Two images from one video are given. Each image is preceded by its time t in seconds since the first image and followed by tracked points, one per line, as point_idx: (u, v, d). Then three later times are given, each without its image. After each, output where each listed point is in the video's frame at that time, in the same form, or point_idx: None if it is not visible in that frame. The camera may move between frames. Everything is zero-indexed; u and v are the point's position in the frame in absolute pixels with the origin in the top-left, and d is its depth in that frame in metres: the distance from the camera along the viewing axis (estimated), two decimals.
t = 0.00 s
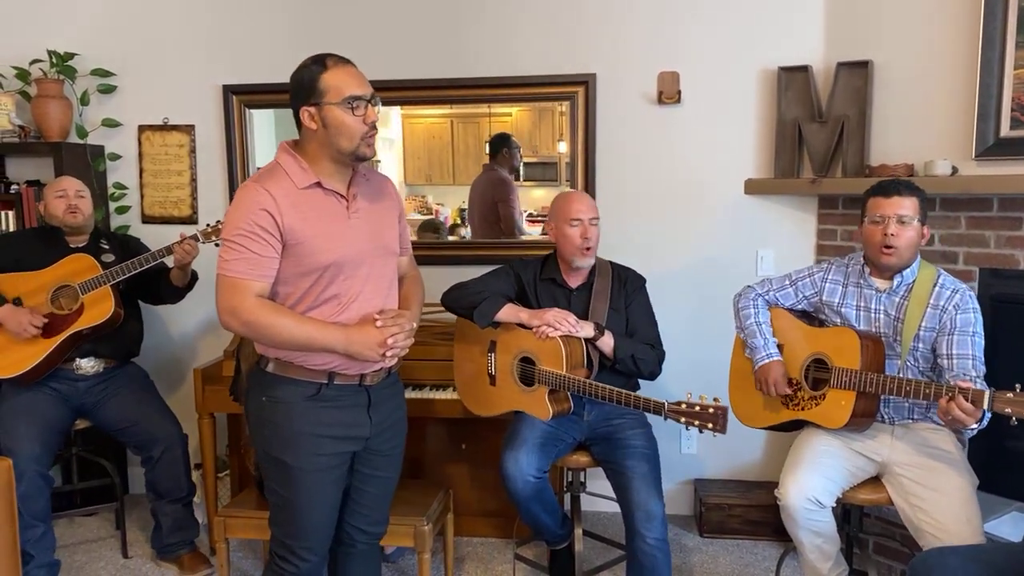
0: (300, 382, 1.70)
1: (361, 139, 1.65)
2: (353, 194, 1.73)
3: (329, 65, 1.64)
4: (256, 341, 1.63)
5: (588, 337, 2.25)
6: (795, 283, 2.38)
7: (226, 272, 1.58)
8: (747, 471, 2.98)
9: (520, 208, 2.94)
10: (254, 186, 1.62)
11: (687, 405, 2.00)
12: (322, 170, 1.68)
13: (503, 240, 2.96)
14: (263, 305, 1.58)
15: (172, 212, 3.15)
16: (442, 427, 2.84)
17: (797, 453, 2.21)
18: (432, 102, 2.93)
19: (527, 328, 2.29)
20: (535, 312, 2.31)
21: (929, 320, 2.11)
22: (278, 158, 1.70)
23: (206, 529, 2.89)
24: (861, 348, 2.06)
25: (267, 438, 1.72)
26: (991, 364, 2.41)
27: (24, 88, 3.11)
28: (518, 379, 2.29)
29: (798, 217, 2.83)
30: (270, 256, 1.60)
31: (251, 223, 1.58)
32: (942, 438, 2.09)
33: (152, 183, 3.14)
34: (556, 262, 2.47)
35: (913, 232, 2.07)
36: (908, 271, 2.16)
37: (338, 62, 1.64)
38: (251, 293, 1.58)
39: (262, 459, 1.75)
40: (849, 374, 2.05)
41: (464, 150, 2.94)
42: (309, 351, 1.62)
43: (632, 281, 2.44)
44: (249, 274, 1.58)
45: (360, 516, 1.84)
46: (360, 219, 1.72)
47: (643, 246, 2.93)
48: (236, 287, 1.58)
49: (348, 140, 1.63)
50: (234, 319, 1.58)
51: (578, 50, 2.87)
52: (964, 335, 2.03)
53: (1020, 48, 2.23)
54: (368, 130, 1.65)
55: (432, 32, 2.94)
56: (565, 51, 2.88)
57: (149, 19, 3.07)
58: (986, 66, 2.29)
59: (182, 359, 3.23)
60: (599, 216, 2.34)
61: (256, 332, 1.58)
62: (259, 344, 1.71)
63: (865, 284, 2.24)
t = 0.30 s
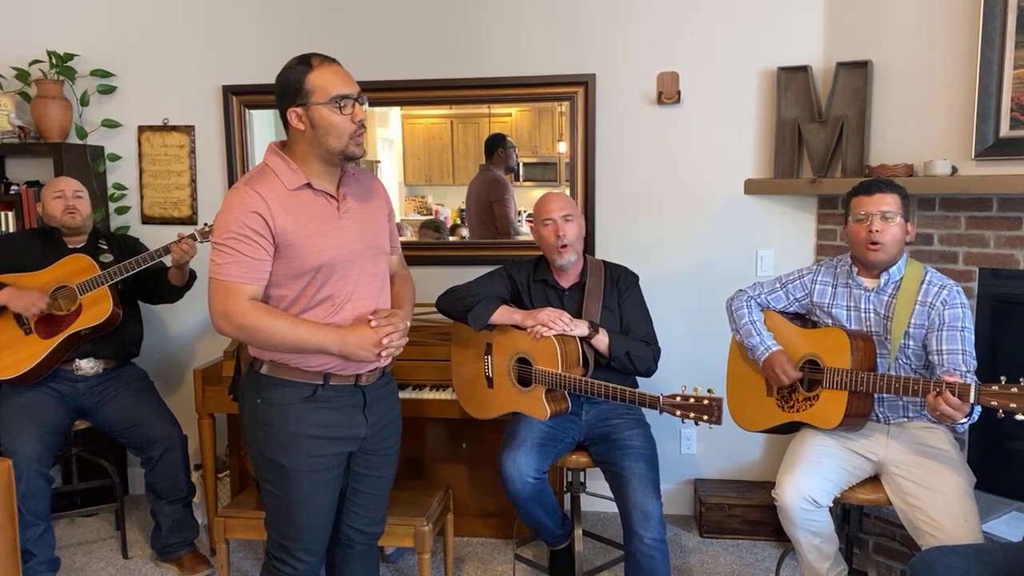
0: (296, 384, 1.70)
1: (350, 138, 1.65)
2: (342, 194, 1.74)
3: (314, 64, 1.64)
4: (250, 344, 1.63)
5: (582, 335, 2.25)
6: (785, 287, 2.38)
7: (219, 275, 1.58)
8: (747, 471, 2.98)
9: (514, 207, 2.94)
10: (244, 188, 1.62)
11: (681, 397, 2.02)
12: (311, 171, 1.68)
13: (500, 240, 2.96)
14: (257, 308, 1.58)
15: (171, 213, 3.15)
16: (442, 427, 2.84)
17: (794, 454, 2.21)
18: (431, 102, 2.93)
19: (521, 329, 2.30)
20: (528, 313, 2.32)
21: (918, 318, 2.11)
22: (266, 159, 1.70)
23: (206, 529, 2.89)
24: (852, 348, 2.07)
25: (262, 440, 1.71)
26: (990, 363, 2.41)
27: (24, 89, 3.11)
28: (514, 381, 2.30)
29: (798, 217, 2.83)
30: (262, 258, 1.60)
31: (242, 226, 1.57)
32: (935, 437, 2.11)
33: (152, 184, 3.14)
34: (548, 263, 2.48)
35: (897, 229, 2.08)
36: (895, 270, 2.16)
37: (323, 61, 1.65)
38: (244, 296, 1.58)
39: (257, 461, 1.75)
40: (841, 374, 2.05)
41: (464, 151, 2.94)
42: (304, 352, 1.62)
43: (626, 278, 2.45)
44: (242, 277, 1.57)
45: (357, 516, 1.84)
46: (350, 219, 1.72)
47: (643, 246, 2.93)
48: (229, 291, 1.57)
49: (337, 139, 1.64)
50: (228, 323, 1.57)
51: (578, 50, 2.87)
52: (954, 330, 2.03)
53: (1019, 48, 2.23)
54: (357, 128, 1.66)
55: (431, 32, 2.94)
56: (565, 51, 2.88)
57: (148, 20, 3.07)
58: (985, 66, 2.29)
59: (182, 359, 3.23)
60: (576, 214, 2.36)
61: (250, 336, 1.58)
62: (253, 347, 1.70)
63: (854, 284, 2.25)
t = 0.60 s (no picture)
0: (292, 385, 1.70)
1: (342, 136, 1.65)
2: (335, 194, 1.74)
3: (304, 63, 1.64)
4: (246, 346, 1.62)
5: (580, 334, 2.25)
6: (778, 289, 2.39)
7: (214, 277, 1.58)
8: (747, 472, 2.98)
9: (510, 207, 2.94)
10: (236, 189, 1.61)
11: (676, 393, 2.02)
12: (304, 172, 1.68)
13: (496, 241, 2.96)
14: (253, 309, 1.57)
15: (171, 213, 3.15)
16: (442, 428, 2.84)
17: (791, 455, 2.21)
18: (431, 103, 2.93)
19: (517, 330, 2.31)
20: (524, 314, 2.33)
21: (909, 317, 2.11)
22: (257, 160, 1.69)
23: (206, 530, 2.89)
24: (845, 349, 2.06)
25: (259, 441, 1.71)
26: (990, 363, 2.41)
27: (24, 89, 3.11)
28: (512, 382, 2.31)
29: (798, 218, 2.83)
30: (257, 259, 1.59)
31: (236, 227, 1.57)
32: (931, 434, 2.10)
33: (152, 184, 3.14)
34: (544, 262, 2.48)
35: (885, 229, 2.09)
36: (884, 270, 2.16)
37: (312, 60, 1.65)
38: (239, 298, 1.57)
39: (253, 463, 1.75)
40: (834, 375, 2.05)
41: (464, 152, 2.94)
42: (301, 353, 1.62)
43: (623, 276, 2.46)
44: (237, 278, 1.57)
45: (354, 515, 1.84)
46: (343, 219, 1.73)
47: (643, 247, 2.93)
48: (224, 293, 1.57)
49: (329, 138, 1.64)
50: (224, 326, 1.57)
51: (578, 51, 2.87)
52: (945, 329, 2.03)
53: (1019, 49, 2.23)
54: (348, 126, 1.66)
55: (431, 33, 2.94)
56: (565, 52, 2.88)
57: (148, 21, 3.07)
58: (985, 67, 2.29)
59: (182, 360, 3.23)
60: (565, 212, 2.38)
61: (246, 337, 1.57)
62: (248, 348, 1.70)
63: (844, 286, 2.24)
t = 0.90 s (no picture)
0: (285, 383, 1.70)
1: (336, 133, 1.65)
2: (328, 193, 1.74)
3: (298, 61, 1.64)
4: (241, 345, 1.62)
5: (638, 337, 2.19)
6: (774, 288, 2.38)
7: (208, 276, 1.57)
8: (747, 470, 2.98)
9: (505, 207, 2.95)
10: (231, 187, 1.61)
11: (669, 385, 2.05)
12: (298, 170, 1.68)
13: (489, 239, 2.97)
14: (248, 309, 1.57)
15: (171, 211, 3.15)
16: (442, 426, 2.84)
17: (789, 454, 2.21)
18: (431, 101, 2.93)
19: (511, 330, 2.32)
20: (520, 314, 2.34)
21: (903, 314, 2.11)
22: (251, 159, 1.69)
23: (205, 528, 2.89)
24: (840, 346, 2.07)
25: (253, 440, 1.71)
26: (989, 362, 2.41)
27: (24, 87, 3.11)
28: (510, 379, 2.32)
29: (798, 217, 2.83)
30: (252, 258, 1.59)
31: (231, 226, 1.57)
32: (929, 432, 2.10)
33: (152, 182, 3.14)
34: (540, 261, 2.49)
35: (879, 226, 2.09)
36: (878, 267, 2.17)
37: (306, 57, 1.64)
38: (235, 298, 1.57)
39: (246, 462, 1.74)
40: (829, 372, 2.05)
41: (464, 151, 2.94)
42: (296, 352, 1.62)
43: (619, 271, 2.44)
44: (232, 278, 1.57)
45: (349, 513, 1.84)
46: (336, 219, 1.73)
47: (644, 245, 2.93)
48: (219, 292, 1.56)
49: (323, 135, 1.64)
50: (219, 324, 1.56)
51: (579, 50, 2.87)
52: (940, 325, 2.03)
53: (1020, 48, 2.22)
54: (342, 124, 1.65)
55: (431, 31, 2.94)
56: (566, 51, 2.88)
57: (148, 19, 3.07)
58: (985, 67, 2.29)
59: (182, 358, 3.23)
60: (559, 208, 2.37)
61: (243, 337, 1.57)
62: (240, 347, 1.69)
63: (839, 284, 2.25)
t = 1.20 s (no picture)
0: (278, 381, 1.69)
1: (334, 128, 1.66)
2: (325, 190, 1.75)
3: (292, 60, 1.64)
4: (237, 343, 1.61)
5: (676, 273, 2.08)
6: (773, 288, 2.38)
7: (205, 272, 1.56)
8: (747, 469, 2.98)
9: (503, 206, 2.94)
10: (230, 184, 1.61)
11: (664, 381, 2.05)
12: (296, 167, 1.68)
13: (488, 237, 2.96)
14: (245, 306, 1.56)
15: (172, 209, 3.15)
16: (442, 425, 2.84)
17: (789, 452, 2.21)
18: (432, 99, 2.92)
19: (509, 328, 2.32)
20: (517, 313, 2.33)
21: (903, 311, 2.11)
22: (247, 156, 1.69)
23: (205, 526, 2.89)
24: (840, 343, 2.07)
25: (246, 439, 1.70)
26: (990, 360, 2.41)
27: (24, 84, 3.11)
28: (507, 378, 2.32)
29: (799, 215, 2.83)
30: (250, 254, 1.59)
31: (231, 221, 1.56)
32: (929, 429, 2.10)
33: (153, 180, 3.14)
34: (538, 258, 2.49)
35: (875, 230, 2.09)
36: (877, 266, 2.16)
37: (301, 54, 1.65)
38: (233, 294, 1.56)
39: (239, 461, 1.74)
40: (830, 369, 2.05)
41: (464, 148, 2.94)
42: (291, 350, 1.62)
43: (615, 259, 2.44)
44: (231, 274, 1.56)
45: (344, 510, 1.85)
46: (334, 215, 1.73)
47: (644, 244, 2.93)
48: (217, 288, 1.55)
49: (321, 131, 1.64)
50: (216, 321, 1.55)
51: (579, 48, 2.87)
52: (940, 320, 2.03)
53: (1021, 46, 2.22)
54: (341, 117, 1.66)
55: (431, 29, 2.93)
56: (567, 49, 2.87)
57: (148, 15, 3.07)
58: (987, 65, 2.28)
59: (182, 356, 3.23)
60: (557, 207, 2.37)
61: (239, 335, 1.56)
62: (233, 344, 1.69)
63: (839, 283, 2.25)
